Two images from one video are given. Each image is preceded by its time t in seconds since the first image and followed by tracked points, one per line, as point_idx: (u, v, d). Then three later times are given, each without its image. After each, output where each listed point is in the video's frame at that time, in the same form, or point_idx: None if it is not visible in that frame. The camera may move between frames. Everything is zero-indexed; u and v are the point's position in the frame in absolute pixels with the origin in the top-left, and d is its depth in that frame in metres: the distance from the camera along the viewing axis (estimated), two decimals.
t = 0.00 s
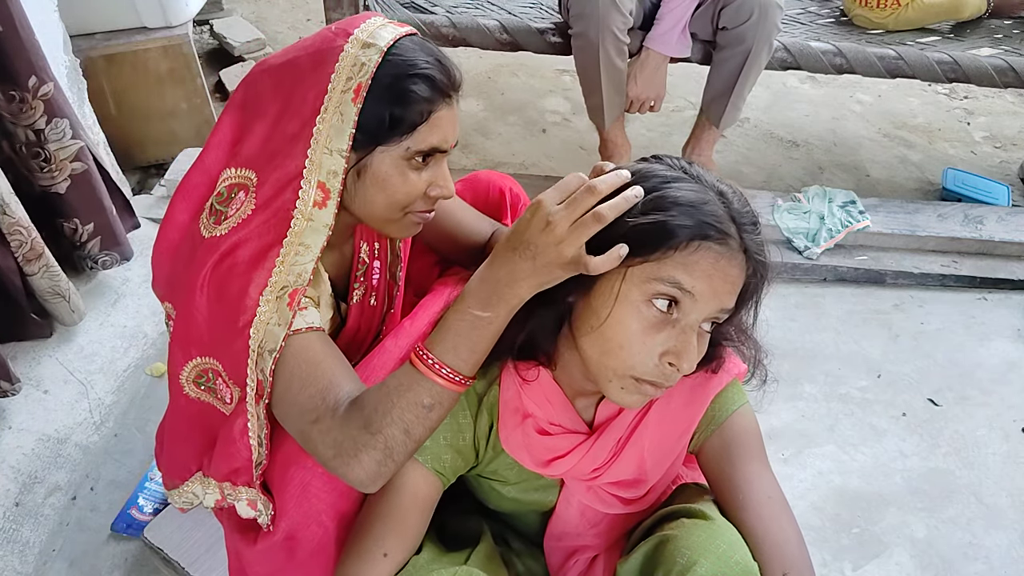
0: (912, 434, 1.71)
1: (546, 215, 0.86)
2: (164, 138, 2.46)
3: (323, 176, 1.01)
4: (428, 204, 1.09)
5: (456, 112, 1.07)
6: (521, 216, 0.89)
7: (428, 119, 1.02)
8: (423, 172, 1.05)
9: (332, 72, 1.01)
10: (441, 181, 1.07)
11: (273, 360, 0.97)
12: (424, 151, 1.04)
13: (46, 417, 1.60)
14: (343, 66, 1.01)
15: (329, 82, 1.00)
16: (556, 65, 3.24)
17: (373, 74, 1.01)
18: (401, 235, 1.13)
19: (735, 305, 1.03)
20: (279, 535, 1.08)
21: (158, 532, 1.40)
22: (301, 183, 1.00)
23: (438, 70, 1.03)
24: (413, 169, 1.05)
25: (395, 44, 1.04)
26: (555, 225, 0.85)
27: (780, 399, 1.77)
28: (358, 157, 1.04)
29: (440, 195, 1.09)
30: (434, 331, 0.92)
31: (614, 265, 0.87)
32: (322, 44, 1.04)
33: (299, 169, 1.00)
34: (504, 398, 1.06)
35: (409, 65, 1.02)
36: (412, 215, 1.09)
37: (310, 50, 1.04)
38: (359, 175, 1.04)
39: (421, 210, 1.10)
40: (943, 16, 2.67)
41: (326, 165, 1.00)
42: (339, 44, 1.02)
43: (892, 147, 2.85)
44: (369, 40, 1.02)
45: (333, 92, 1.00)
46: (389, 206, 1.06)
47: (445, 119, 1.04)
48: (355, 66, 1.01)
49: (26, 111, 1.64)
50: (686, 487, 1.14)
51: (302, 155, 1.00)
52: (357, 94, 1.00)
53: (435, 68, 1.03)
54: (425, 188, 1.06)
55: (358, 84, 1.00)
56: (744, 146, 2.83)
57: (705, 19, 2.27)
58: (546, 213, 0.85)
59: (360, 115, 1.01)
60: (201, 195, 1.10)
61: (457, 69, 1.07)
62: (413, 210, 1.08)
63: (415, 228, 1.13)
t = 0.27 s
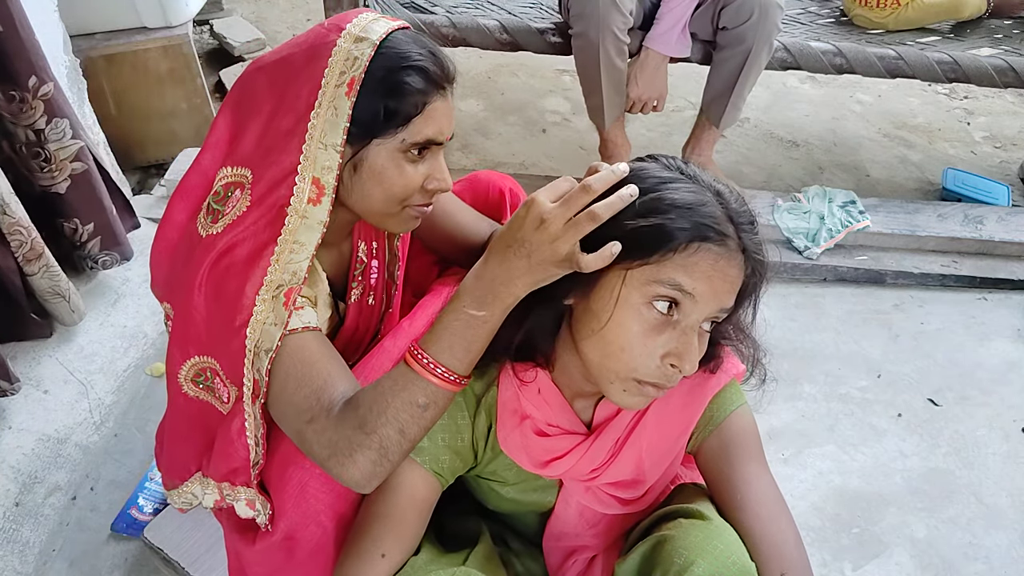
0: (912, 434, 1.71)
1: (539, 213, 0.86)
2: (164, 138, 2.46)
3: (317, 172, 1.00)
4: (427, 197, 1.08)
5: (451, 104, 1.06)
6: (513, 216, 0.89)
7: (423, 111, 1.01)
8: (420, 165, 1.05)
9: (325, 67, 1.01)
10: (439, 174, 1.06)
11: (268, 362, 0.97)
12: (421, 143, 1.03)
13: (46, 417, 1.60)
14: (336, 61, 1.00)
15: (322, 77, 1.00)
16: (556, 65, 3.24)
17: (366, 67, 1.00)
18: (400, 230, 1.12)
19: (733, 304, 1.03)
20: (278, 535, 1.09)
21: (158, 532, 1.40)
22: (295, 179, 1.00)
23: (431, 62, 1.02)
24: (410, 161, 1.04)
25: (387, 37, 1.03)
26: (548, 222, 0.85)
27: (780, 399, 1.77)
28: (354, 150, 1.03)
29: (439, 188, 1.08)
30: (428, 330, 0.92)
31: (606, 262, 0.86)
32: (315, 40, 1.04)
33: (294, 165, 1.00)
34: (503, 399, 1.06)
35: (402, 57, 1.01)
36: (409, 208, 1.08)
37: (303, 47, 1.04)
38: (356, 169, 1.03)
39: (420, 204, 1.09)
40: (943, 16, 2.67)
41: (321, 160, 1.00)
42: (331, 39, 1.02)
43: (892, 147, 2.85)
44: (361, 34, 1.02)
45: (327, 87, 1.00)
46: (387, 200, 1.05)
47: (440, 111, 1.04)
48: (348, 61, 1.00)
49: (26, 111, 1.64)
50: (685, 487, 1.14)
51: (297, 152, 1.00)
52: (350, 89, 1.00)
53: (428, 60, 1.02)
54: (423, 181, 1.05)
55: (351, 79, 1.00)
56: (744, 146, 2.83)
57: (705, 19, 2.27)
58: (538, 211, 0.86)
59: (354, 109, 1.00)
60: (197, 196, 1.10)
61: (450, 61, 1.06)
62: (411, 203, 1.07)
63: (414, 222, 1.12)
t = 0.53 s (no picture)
0: (912, 434, 1.71)
1: (537, 215, 0.87)
2: (164, 138, 2.46)
3: (311, 169, 1.01)
4: (424, 192, 1.08)
5: (445, 98, 1.06)
6: (512, 218, 0.90)
7: (416, 105, 1.01)
8: (414, 161, 1.04)
9: (316, 64, 1.01)
10: (433, 169, 1.07)
11: (266, 364, 0.97)
12: (415, 138, 1.03)
13: (46, 417, 1.60)
14: (327, 57, 1.01)
15: (314, 74, 1.01)
16: (556, 65, 3.24)
17: (357, 63, 1.00)
18: (398, 226, 1.12)
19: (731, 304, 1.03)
20: (278, 535, 1.09)
21: (158, 533, 1.40)
22: (289, 176, 1.00)
23: (423, 55, 1.02)
24: (405, 156, 1.04)
25: (377, 32, 1.03)
26: (545, 223, 0.85)
27: (780, 399, 1.77)
28: (347, 148, 1.03)
29: (434, 182, 1.08)
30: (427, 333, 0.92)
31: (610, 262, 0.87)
32: (306, 37, 1.04)
33: (288, 163, 1.01)
34: (503, 399, 1.06)
35: (393, 51, 1.01)
36: (405, 203, 1.07)
37: (295, 45, 1.04)
38: (352, 165, 1.03)
39: (416, 199, 1.08)
40: (943, 16, 2.67)
41: (314, 157, 1.00)
42: (322, 36, 1.02)
43: (892, 147, 2.85)
44: (352, 30, 1.02)
45: (319, 83, 1.00)
46: (383, 196, 1.05)
47: (434, 105, 1.03)
48: (339, 57, 1.00)
49: (26, 110, 1.64)
50: (685, 487, 1.14)
51: (290, 149, 1.00)
52: (342, 85, 1.00)
53: (419, 54, 1.02)
54: (418, 177, 1.05)
55: (342, 75, 1.00)
56: (744, 146, 2.83)
57: (705, 19, 2.27)
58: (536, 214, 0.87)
59: (346, 105, 1.00)
60: (194, 198, 1.10)
61: (442, 54, 1.06)
62: (407, 199, 1.07)
63: (411, 219, 1.12)
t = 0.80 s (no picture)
0: (912, 435, 1.71)
1: (535, 214, 0.87)
2: (164, 138, 2.46)
3: (309, 170, 1.01)
4: (422, 191, 1.07)
5: (442, 97, 1.05)
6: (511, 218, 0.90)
7: (412, 105, 1.01)
8: (412, 160, 1.04)
9: (313, 64, 1.01)
10: (432, 169, 1.06)
11: (263, 365, 0.97)
12: (412, 138, 1.03)
13: (46, 417, 1.60)
14: (324, 58, 1.00)
15: (311, 74, 1.01)
16: (556, 65, 3.24)
17: (353, 62, 1.00)
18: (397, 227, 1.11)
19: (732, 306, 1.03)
20: (277, 535, 1.09)
21: (158, 533, 1.40)
22: (287, 177, 1.00)
23: (420, 55, 1.02)
24: (402, 156, 1.03)
25: (374, 31, 1.03)
26: (543, 222, 0.86)
27: (780, 399, 1.77)
28: (346, 147, 1.03)
29: (433, 181, 1.07)
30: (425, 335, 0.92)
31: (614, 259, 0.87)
32: (303, 38, 1.04)
33: (286, 163, 1.01)
34: (504, 399, 1.06)
35: (390, 50, 1.01)
36: (404, 203, 1.07)
37: (292, 45, 1.04)
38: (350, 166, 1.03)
39: (415, 199, 1.08)
40: (943, 16, 2.67)
41: (312, 158, 1.00)
42: (318, 36, 1.02)
43: (892, 147, 2.85)
44: (348, 29, 1.02)
45: (316, 83, 1.00)
46: (382, 196, 1.05)
47: (431, 104, 1.03)
48: (336, 56, 1.00)
49: (26, 111, 1.64)
50: (684, 487, 1.14)
51: (288, 150, 1.01)
52: (338, 85, 0.99)
53: (416, 53, 1.02)
54: (417, 176, 1.05)
55: (339, 75, 1.00)
56: (744, 146, 2.83)
57: (705, 19, 2.27)
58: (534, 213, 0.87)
59: (343, 105, 1.00)
60: (193, 199, 1.10)
61: (439, 53, 1.06)
62: (406, 199, 1.06)
63: (412, 218, 1.11)
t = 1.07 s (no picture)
0: (912, 434, 1.71)
1: (533, 216, 0.85)
2: (164, 138, 2.46)
3: (310, 172, 1.01)
4: (420, 196, 1.08)
5: (444, 103, 1.06)
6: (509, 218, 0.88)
7: (414, 110, 1.01)
8: (412, 165, 1.04)
9: (315, 66, 1.01)
10: (431, 173, 1.06)
11: (259, 365, 0.97)
12: (413, 143, 1.03)
13: (46, 417, 1.60)
14: (326, 60, 1.00)
15: (313, 76, 1.00)
16: (556, 65, 3.24)
17: (355, 66, 1.00)
18: (395, 228, 1.12)
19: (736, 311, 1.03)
20: (274, 536, 1.09)
21: (158, 533, 1.40)
22: (287, 180, 1.00)
23: (422, 60, 1.02)
24: (402, 160, 1.03)
25: (377, 35, 1.03)
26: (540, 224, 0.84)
27: (780, 399, 1.77)
28: (346, 150, 1.03)
29: (432, 185, 1.07)
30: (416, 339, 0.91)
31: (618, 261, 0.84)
32: (305, 39, 1.04)
33: (286, 165, 1.01)
34: (506, 399, 1.06)
35: (393, 55, 1.01)
36: (403, 208, 1.08)
37: (294, 47, 1.04)
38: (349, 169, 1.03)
39: (413, 203, 1.08)
40: (943, 17, 2.67)
41: (313, 161, 1.00)
42: (321, 38, 1.02)
43: (892, 147, 2.85)
44: (351, 32, 1.02)
45: (318, 86, 1.00)
46: (381, 200, 1.06)
47: (432, 110, 1.04)
48: (338, 60, 1.00)
49: (26, 111, 1.63)
50: (686, 487, 1.14)
51: (289, 152, 1.01)
52: (340, 88, 0.99)
53: (419, 58, 1.02)
54: (416, 181, 1.05)
55: (341, 78, 1.00)
56: (744, 146, 2.83)
57: (705, 19, 2.27)
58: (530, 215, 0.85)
59: (344, 109, 1.00)
60: (192, 197, 1.10)
61: (442, 58, 1.06)
62: (404, 203, 1.07)
63: (411, 221, 1.12)
